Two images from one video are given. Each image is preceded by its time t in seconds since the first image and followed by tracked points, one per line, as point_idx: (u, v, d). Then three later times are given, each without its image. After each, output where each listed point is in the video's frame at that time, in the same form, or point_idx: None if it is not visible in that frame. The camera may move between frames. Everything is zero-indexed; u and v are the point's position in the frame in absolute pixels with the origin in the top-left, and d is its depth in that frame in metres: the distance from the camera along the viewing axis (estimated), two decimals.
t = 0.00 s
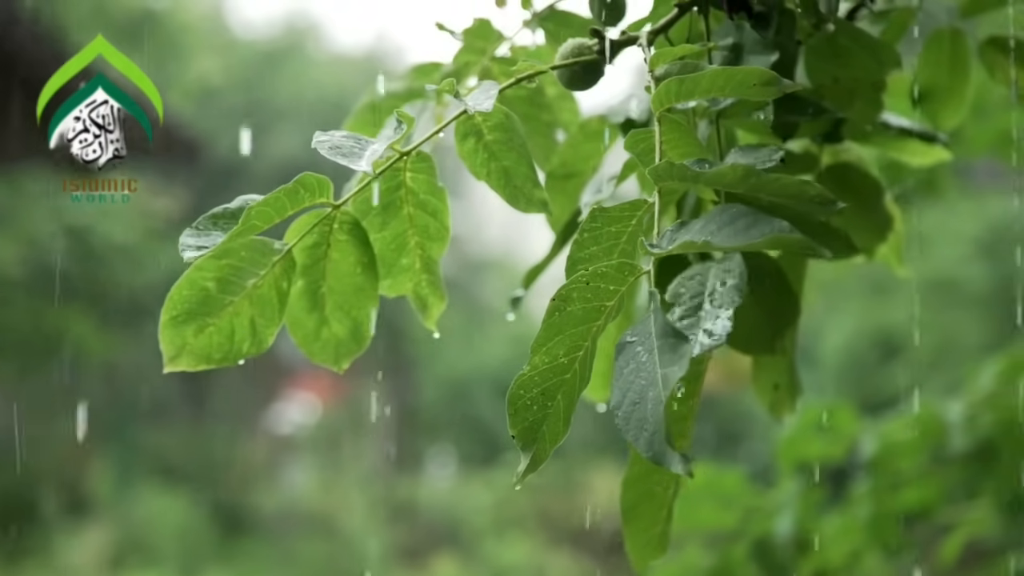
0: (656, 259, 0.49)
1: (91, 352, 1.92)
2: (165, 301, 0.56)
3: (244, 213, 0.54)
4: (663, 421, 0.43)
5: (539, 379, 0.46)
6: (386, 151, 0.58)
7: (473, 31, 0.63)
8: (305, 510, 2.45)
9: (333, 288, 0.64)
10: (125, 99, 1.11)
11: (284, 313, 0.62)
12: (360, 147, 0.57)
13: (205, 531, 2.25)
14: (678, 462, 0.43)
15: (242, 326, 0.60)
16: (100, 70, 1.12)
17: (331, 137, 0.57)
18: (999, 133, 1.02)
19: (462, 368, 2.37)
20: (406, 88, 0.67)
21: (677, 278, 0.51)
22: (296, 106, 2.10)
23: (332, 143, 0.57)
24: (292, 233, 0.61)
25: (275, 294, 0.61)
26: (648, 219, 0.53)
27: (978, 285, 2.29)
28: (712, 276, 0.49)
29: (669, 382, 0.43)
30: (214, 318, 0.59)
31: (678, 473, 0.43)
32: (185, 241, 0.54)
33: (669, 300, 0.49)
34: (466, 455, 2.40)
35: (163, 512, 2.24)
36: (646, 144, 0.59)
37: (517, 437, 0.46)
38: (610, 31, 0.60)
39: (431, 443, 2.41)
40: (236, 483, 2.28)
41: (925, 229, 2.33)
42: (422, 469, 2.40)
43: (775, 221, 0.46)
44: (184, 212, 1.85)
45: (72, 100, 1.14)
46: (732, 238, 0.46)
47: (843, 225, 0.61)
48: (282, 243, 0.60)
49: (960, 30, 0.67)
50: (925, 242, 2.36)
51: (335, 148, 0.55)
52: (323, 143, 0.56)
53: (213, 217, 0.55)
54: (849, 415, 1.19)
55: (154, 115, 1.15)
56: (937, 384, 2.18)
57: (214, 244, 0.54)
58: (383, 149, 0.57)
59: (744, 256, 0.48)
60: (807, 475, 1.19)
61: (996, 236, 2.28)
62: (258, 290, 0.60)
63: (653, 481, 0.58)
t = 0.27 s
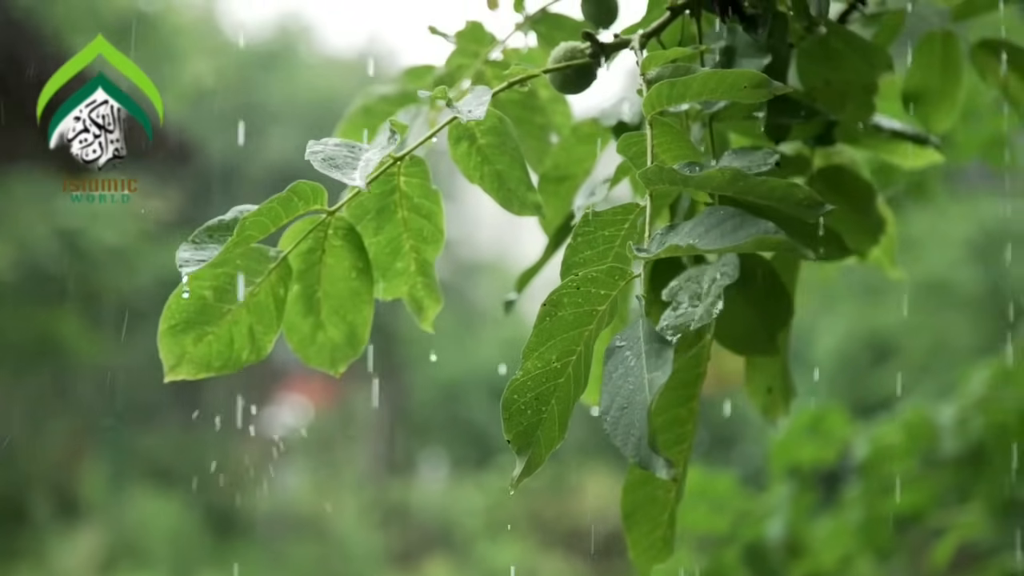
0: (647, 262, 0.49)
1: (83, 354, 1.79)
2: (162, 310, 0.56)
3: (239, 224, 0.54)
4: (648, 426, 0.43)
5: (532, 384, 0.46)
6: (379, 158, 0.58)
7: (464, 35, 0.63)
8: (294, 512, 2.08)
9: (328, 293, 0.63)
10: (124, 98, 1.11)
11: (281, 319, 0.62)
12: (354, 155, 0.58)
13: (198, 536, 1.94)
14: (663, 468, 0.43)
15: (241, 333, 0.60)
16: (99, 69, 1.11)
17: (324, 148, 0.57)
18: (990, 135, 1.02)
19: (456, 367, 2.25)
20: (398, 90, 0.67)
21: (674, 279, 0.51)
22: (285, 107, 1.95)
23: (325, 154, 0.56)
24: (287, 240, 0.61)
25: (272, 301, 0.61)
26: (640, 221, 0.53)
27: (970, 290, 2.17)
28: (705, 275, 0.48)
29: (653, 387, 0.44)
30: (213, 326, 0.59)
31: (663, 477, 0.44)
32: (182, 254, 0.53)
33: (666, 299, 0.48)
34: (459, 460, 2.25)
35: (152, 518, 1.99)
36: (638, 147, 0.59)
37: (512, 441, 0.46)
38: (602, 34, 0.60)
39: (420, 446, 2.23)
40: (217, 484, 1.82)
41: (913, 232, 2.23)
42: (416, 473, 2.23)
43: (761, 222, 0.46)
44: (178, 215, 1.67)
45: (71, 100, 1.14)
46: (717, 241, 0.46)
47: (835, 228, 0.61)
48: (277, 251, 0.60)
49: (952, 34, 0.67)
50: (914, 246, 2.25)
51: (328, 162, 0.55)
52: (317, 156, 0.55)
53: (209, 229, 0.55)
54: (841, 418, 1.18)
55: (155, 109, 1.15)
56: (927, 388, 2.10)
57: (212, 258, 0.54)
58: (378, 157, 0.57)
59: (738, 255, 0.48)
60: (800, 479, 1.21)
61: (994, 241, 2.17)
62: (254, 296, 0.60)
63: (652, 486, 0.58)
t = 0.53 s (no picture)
0: (637, 264, 0.49)
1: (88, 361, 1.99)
2: (147, 308, 0.56)
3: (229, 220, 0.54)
4: (642, 421, 0.43)
5: (522, 385, 0.46)
6: (370, 158, 0.58)
7: (455, 36, 0.63)
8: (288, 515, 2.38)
9: (315, 293, 0.64)
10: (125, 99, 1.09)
11: (267, 318, 0.62)
12: (344, 154, 0.57)
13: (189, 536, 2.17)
14: (657, 465, 0.43)
15: (225, 332, 0.60)
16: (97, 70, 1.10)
17: (315, 145, 0.57)
18: (977, 138, 1.02)
19: (448, 367, 2.46)
20: (389, 93, 0.67)
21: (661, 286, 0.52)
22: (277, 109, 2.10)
23: (316, 150, 0.56)
24: (274, 239, 0.61)
25: (258, 300, 0.61)
26: (630, 224, 0.53)
27: (961, 293, 2.21)
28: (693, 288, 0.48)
29: (648, 383, 0.44)
30: (197, 324, 0.59)
31: (658, 475, 0.43)
32: (168, 249, 0.53)
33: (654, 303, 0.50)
34: (451, 462, 2.45)
35: (146, 519, 2.16)
36: (629, 150, 0.59)
37: (502, 443, 0.46)
38: (593, 37, 0.60)
39: (413, 447, 2.47)
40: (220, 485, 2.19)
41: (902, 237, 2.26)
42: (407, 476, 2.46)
43: (754, 223, 0.46)
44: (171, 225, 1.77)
45: (70, 101, 1.12)
46: (710, 239, 0.46)
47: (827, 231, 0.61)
48: (264, 249, 0.60)
49: (942, 37, 0.67)
50: (904, 249, 2.28)
51: (318, 157, 0.55)
52: (307, 152, 0.55)
53: (196, 223, 0.54)
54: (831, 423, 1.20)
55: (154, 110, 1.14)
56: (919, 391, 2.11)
57: (199, 253, 0.53)
58: (367, 157, 0.57)
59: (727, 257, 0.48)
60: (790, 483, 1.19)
61: (978, 243, 2.21)
62: (241, 295, 0.60)
63: (632, 484, 0.58)
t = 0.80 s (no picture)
0: (626, 266, 0.49)
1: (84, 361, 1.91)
2: (141, 316, 0.57)
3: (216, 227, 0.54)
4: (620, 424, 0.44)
5: (509, 387, 0.46)
6: (360, 162, 0.58)
7: (445, 39, 0.63)
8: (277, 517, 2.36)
9: (311, 301, 0.63)
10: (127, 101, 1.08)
11: (263, 325, 0.62)
12: (333, 158, 0.57)
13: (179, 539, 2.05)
14: (633, 466, 0.44)
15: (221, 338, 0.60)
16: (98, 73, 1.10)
17: (304, 149, 0.57)
18: (966, 141, 1.03)
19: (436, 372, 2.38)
20: (379, 95, 0.67)
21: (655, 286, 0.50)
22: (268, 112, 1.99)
23: (304, 154, 0.56)
24: (268, 246, 0.61)
25: (253, 307, 0.61)
26: (619, 228, 0.52)
27: (951, 295, 2.20)
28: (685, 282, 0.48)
29: (626, 385, 0.44)
30: (193, 331, 0.59)
31: (634, 476, 0.44)
32: (158, 254, 0.53)
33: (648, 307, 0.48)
34: (442, 466, 2.40)
35: (136, 524, 2.07)
36: (619, 153, 0.59)
37: (488, 444, 0.46)
38: (583, 40, 0.60)
39: (403, 452, 2.42)
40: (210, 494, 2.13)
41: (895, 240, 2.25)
42: (397, 480, 2.41)
43: (740, 226, 0.47)
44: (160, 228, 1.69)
45: (70, 101, 1.11)
46: (694, 243, 0.46)
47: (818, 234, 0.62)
48: (257, 256, 0.60)
49: (932, 40, 0.67)
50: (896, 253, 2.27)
51: (307, 161, 0.55)
52: (295, 155, 0.55)
53: (186, 230, 0.55)
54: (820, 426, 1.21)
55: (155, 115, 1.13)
56: (908, 394, 2.05)
57: (188, 257, 0.54)
58: (356, 161, 0.57)
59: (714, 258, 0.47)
60: (780, 484, 1.25)
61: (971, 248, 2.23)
62: (235, 302, 0.60)
63: (629, 490, 0.58)
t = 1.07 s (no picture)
0: (619, 267, 0.49)
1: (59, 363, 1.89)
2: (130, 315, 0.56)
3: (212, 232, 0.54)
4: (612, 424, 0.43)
5: (502, 389, 0.46)
6: (354, 165, 0.58)
7: (437, 42, 0.63)
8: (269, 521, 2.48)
9: (300, 301, 0.63)
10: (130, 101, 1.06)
11: (251, 325, 0.62)
12: (327, 162, 0.57)
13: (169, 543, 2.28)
14: (626, 466, 0.43)
15: (209, 339, 0.60)
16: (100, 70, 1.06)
17: (298, 155, 0.57)
18: (956, 147, 1.03)
19: (426, 380, 2.47)
20: (371, 99, 0.67)
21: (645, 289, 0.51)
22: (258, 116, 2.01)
23: (298, 159, 0.57)
24: (259, 246, 0.61)
25: (243, 308, 0.61)
26: (611, 230, 0.52)
27: (943, 297, 2.25)
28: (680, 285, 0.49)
29: (619, 386, 0.44)
30: (182, 332, 0.59)
31: (625, 476, 0.43)
32: (152, 261, 0.53)
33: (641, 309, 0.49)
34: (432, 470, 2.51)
35: (125, 526, 2.21)
36: (611, 156, 0.59)
37: (481, 447, 0.46)
38: (576, 43, 0.60)
39: (396, 455, 2.53)
40: (203, 495, 2.29)
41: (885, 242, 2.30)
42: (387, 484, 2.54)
43: (731, 226, 0.46)
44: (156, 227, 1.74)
45: (70, 102, 1.09)
46: (686, 243, 0.46)
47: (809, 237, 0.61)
48: (249, 257, 0.60)
49: (925, 44, 0.67)
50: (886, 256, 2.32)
51: (300, 169, 0.55)
52: (288, 162, 0.55)
53: (180, 234, 0.55)
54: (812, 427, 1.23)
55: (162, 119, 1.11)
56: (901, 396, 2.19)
57: (183, 264, 0.54)
58: (350, 165, 0.57)
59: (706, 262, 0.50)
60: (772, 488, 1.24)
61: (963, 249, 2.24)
62: (225, 303, 0.60)
63: (619, 493, 0.58)
